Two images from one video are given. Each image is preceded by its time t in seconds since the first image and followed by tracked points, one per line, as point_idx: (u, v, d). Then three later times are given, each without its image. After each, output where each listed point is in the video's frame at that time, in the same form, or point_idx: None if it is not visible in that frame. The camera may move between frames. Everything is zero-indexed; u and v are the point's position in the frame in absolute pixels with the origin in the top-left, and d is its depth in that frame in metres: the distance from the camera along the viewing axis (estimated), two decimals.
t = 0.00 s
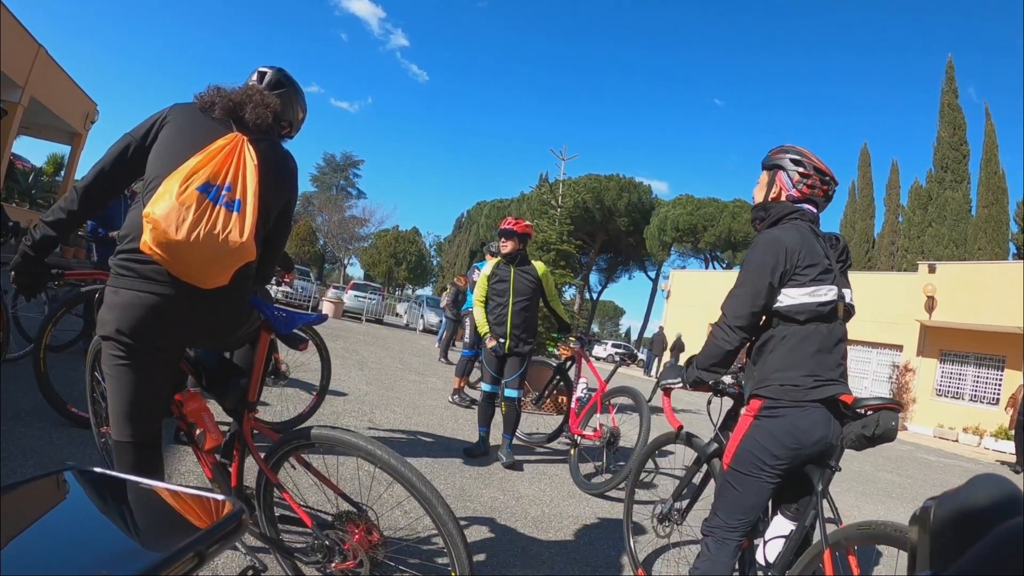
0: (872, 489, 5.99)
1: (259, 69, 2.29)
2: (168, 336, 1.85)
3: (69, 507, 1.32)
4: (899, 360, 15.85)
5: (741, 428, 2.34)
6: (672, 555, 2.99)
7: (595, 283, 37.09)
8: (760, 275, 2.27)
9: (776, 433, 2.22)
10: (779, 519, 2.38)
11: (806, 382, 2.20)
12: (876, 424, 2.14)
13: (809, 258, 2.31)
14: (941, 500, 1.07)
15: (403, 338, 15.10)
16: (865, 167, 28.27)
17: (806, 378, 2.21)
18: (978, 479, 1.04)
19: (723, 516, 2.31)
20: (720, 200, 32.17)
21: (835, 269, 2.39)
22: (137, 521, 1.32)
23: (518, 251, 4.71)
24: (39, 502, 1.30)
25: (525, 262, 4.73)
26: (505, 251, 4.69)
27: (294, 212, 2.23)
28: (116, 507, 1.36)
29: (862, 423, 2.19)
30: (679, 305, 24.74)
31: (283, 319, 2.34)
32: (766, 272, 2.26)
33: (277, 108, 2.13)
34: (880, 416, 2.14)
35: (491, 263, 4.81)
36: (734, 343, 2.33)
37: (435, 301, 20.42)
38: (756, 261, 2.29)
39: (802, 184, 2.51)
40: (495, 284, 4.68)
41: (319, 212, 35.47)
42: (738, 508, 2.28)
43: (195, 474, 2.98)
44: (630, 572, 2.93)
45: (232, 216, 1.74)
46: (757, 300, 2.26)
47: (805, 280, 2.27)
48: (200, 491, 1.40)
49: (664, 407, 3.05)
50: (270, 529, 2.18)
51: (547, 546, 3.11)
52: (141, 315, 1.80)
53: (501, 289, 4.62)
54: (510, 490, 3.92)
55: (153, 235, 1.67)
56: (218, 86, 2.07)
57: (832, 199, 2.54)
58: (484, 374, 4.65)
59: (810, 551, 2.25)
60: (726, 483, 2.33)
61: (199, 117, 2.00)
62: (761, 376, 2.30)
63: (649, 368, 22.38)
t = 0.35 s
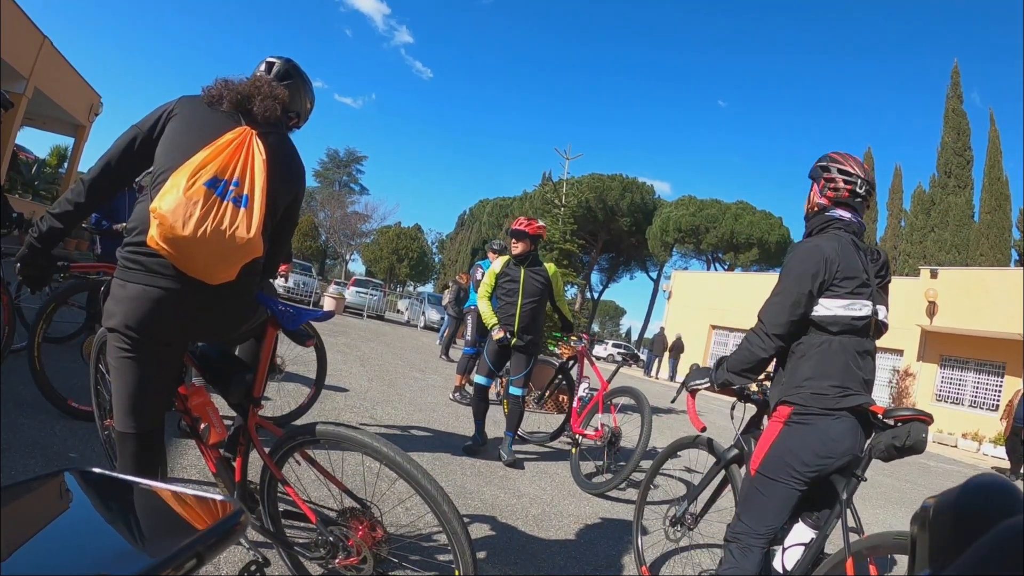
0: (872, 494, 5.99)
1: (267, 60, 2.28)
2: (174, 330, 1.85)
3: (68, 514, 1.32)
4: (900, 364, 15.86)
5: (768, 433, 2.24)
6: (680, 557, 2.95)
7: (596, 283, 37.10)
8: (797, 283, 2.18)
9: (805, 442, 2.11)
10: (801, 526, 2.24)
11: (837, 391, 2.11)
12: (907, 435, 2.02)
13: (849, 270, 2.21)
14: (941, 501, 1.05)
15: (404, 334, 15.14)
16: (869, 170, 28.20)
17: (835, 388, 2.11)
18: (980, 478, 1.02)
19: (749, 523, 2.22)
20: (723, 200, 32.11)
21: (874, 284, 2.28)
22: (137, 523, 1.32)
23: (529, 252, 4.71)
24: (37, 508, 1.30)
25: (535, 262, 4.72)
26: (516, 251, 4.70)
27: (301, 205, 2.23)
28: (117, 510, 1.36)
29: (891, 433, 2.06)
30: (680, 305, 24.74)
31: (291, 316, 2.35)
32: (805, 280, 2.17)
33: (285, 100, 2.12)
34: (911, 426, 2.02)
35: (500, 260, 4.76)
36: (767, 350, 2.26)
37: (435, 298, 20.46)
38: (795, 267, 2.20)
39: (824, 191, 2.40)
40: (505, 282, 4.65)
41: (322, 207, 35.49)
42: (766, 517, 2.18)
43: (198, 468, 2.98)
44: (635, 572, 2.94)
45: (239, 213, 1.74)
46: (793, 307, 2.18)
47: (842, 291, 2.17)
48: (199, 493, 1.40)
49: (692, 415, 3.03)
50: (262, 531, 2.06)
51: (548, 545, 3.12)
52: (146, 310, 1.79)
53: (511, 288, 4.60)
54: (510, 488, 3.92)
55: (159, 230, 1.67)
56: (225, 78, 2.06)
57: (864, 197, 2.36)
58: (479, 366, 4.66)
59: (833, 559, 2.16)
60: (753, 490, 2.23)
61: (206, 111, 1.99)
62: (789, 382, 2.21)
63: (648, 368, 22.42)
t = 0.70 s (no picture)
0: (829, 485, 6.19)
1: (225, 60, 2.26)
2: (142, 338, 1.84)
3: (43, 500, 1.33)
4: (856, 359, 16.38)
5: (719, 440, 2.25)
6: (643, 553, 3.04)
7: (562, 283, 37.33)
8: (741, 273, 2.17)
9: (755, 446, 2.13)
10: (754, 518, 2.28)
11: (780, 391, 2.12)
12: (848, 426, 2.03)
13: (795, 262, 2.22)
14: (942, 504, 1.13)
15: (370, 338, 15.00)
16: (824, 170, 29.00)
17: (777, 388, 2.13)
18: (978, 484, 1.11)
19: (713, 535, 2.22)
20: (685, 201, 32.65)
21: (820, 281, 2.26)
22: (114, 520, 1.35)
23: (480, 251, 4.73)
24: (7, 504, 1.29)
25: (487, 262, 4.76)
26: (468, 252, 4.71)
27: (266, 208, 2.23)
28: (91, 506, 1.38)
29: (834, 424, 2.07)
30: (645, 305, 25.08)
31: (257, 320, 2.34)
32: (747, 271, 2.17)
33: (247, 102, 2.11)
34: (851, 417, 2.03)
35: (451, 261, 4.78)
36: (714, 340, 2.18)
37: (401, 300, 20.34)
38: (739, 258, 2.20)
39: (777, 183, 2.47)
40: (457, 283, 4.68)
41: (285, 209, 34.92)
42: (728, 525, 2.19)
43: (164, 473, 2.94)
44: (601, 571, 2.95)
45: (204, 222, 1.73)
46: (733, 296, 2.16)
47: (786, 281, 2.17)
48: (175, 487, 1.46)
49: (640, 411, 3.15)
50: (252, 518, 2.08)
51: (514, 542, 3.16)
52: (119, 315, 1.78)
53: (464, 293, 4.61)
54: (477, 488, 3.94)
55: (125, 242, 1.66)
56: (185, 83, 2.04)
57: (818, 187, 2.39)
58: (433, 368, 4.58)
59: (782, 552, 2.17)
60: (713, 499, 2.23)
61: (167, 118, 1.97)
62: (733, 387, 2.23)
63: (614, 368, 22.66)
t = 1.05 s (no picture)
0: (816, 482, 6.26)
1: (219, 62, 2.25)
2: (147, 340, 1.87)
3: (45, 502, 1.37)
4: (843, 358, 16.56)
5: (694, 439, 2.29)
6: (632, 549, 3.07)
7: (551, 283, 37.41)
8: (721, 270, 2.17)
9: (729, 443, 2.16)
10: (734, 514, 2.36)
11: (751, 388, 2.17)
12: (819, 422, 2.02)
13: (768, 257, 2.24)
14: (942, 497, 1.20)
15: (360, 339, 15.00)
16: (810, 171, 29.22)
17: (749, 385, 2.18)
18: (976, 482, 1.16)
19: (690, 531, 2.25)
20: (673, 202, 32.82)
21: (789, 277, 2.30)
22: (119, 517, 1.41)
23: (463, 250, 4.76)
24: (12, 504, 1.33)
25: (469, 261, 4.80)
26: (450, 251, 4.73)
27: (263, 210, 2.25)
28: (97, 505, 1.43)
29: (807, 420, 2.08)
30: (633, 304, 25.21)
31: (258, 323, 2.33)
32: (728, 268, 2.16)
33: (244, 105, 2.11)
34: (822, 412, 2.02)
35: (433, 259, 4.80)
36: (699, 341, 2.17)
37: (390, 302, 20.34)
38: (718, 254, 2.21)
39: (742, 176, 2.54)
40: (438, 279, 4.70)
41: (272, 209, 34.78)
42: (705, 520, 2.22)
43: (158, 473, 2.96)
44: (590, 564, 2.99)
45: (204, 233, 1.76)
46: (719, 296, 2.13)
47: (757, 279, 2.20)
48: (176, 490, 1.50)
49: (617, 410, 3.16)
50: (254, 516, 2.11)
51: (504, 537, 3.21)
52: (125, 318, 1.81)
53: (445, 293, 4.64)
54: (467, 486, 3.98)
55: (130, 256, 1.69)
56: (181, 89, 2.05)
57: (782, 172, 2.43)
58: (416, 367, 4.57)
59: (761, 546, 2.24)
60: (690, 497, 2.26)
61: (169, 127, 2.00)
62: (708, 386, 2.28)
63: (603, 367, 22.77)
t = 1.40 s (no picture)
0: (821, 479, 6.25)
1: (217, 62, 2.27)
2: (146, 343, 1.88)
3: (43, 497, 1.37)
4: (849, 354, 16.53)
5: (697, 436, 2.27)
6: (637, 547, 3.05)
7: (553, 282, 37.40)
8: (723, 252, 2.13)
9: (733, 440, 2.15)
10: (736, 511, 2.33)
11: (755, 386, 2.14)
12: (823, 417, 2.05)
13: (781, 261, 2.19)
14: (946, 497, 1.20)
15: (364, 340, 15.02)
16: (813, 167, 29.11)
17: (754, 381, 2.15)
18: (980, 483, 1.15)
19: (693, 528, 2.25)
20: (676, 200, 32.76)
21: (800, 280, 2.25)
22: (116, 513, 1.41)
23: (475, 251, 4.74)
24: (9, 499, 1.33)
25: (480, 263, 4.77)
26: (462, 251, 4.71)
27: (263, 209, 2.28)
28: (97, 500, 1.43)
29: (809, 416, 2.09)
30: (636, 303, 25.19)
31: (255, 324, 2.35)
32: (731, 254, 2.13)
33: (241, 105, 2.14)
34: (827, 408, 2.04)
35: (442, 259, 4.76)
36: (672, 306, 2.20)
37: (393, 303, 20.38)
38: (726, 241, 2.16)
39: (764, 171, 2.36)
40: (447, 279, 4.69)
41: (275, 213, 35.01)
42: (708, 517, 2.21)
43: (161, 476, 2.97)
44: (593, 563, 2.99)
45: (201, 236, 1.77)
46: (713, 273, 2.11)
47: (763, 284, 2.16)
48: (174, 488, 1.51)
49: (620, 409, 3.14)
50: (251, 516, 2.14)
51: (509, 537, 3.21)
52: (122, 323, 1.81)
53: (454, 297, 4.64)
54: (470, 486, 3.98)
55: (127, 261, 1.71)
56: (178, 90, 2.06)
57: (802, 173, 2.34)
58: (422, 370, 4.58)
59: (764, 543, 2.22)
60: (691, 493, 2.26)
61: (167, 130, 2.01)
62: (709, 383, 2.26)
63: (607, 366, 22.76)
